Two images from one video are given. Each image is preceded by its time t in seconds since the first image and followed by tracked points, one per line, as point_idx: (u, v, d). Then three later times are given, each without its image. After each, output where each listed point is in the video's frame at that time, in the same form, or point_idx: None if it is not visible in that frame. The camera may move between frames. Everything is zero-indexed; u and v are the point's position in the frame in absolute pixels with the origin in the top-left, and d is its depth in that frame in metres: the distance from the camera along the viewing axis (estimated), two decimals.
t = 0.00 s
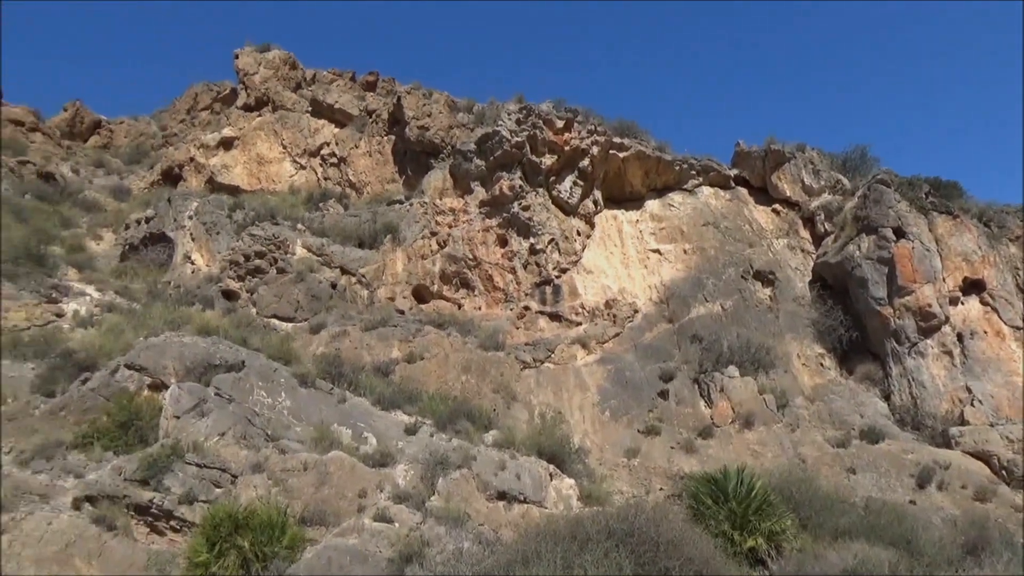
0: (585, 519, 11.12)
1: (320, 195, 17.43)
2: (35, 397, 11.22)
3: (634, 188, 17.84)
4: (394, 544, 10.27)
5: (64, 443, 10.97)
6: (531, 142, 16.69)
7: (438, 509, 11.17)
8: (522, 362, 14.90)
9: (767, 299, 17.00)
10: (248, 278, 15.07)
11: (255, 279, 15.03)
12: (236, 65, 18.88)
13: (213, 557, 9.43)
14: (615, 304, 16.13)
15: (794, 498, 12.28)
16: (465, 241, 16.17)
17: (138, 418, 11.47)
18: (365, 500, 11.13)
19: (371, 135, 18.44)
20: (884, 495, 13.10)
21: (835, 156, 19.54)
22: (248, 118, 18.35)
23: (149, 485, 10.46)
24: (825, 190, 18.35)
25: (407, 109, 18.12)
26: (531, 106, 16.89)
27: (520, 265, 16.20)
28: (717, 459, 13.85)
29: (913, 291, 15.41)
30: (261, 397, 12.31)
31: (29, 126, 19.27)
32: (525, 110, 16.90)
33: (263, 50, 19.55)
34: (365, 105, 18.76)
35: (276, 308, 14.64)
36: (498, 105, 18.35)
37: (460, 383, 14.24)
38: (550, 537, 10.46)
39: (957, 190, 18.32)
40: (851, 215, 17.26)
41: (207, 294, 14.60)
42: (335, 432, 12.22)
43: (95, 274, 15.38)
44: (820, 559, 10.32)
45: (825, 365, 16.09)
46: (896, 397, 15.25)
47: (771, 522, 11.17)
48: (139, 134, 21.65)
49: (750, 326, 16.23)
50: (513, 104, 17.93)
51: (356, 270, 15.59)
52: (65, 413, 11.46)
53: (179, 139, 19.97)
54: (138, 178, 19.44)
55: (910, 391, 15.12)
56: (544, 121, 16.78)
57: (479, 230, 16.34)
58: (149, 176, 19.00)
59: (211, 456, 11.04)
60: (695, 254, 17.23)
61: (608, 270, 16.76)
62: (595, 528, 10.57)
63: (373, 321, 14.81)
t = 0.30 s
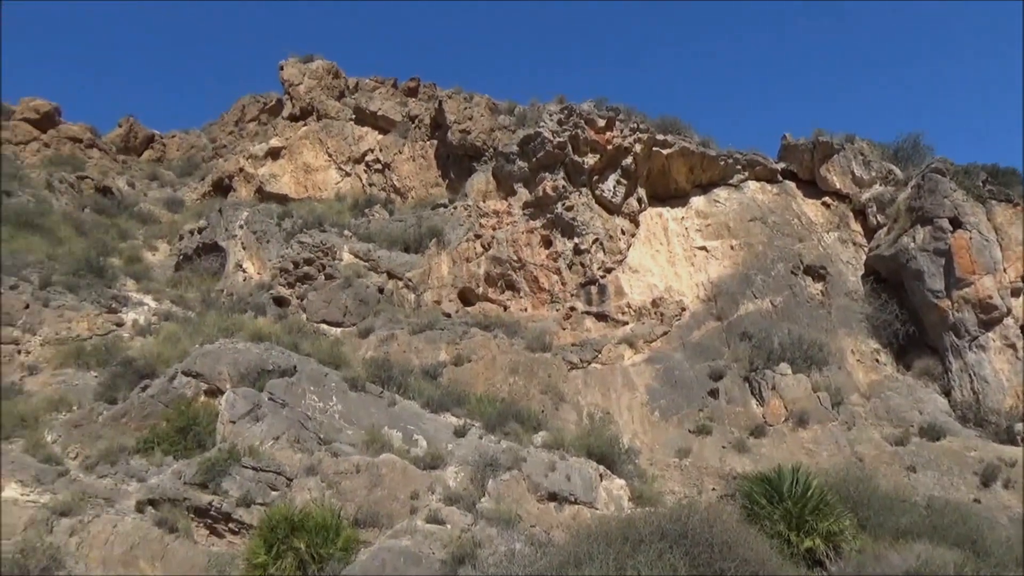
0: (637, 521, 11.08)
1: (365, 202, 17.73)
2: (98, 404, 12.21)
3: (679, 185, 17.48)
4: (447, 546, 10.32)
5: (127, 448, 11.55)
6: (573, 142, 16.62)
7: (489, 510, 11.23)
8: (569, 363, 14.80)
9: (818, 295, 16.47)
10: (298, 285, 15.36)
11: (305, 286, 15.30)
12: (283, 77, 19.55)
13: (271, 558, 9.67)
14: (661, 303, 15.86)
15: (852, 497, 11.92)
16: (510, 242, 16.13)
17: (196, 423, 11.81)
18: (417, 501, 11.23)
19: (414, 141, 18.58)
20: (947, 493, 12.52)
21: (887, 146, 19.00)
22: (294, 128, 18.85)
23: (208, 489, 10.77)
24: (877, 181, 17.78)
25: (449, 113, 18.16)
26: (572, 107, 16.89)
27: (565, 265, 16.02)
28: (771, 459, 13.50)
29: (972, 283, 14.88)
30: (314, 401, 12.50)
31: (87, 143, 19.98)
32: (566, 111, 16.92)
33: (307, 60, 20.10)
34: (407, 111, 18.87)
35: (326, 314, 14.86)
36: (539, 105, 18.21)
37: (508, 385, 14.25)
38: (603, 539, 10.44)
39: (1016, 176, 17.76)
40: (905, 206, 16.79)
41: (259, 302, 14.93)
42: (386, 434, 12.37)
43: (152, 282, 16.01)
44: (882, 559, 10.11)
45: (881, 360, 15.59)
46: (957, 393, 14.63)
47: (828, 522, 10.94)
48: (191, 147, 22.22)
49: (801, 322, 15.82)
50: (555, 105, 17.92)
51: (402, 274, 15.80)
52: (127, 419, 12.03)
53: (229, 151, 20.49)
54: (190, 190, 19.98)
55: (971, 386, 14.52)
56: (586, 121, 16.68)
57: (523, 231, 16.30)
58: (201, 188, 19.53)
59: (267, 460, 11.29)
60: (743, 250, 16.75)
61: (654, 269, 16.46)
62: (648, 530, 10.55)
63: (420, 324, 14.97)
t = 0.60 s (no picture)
0: (697, 521, 11.02)
1: (417, 205, 17.91)
2: (166, 408, 12.58)
3: (731, 179, 16.89)
4: (505, 546, 10.38)
5: (194, 450, 11.89)
6: (622, 141, 16.51)
7: (546, 510, 11.25)
8: (623, 362, 14.64)
9: (880, 288, 15.58)
10: (353, 289, 15.58)
11: (360, 290, 15.51)
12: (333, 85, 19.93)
13: (333, 558, 9.86)
14: (716, 300, 15.41)
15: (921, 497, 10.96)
16: (561, 243, 16.08)
17: (259, 426, 12.07)
18: (474, 502, 11.31)
19: (463, 143, 18.67)
20: None
21: (950, 133, 18.03)
22: (346, 136, 19.23)
23: (271, 490, 11.05)
24: (940, 169, 16.87)
25: (497, 115, 18.27)
26: (621, 104, 16.81)
27: (617, 264, 15.86)
28: (834, 458, 12.95)
29: None
30: (371, 403, 12.69)
31: (149, 156, 20.51)
32: (615, 108, 16.85)
33: (356, 68, 20.51)
34: (456, 115, 19.07)
35: (381, 317, 15.06)
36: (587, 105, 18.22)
37: (563, 385, 14.19)
38: (663, 539, 10.41)
39: None
40: (970, 194, 15.65)
41: (316, 307, 15.19)
42: (442, 436, 12.48)
43: (214, 290, 16.48)
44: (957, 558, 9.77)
45: (948, 355, 14.45)
46: None
47: (896, 522, 10.57)
48: (246, 156, 22.71)
49: (863, 317, 14.94)
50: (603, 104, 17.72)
51: (455, 277, 15.95)
52: (193, 423, 12.36)
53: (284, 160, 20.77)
54: (247, 199, 20.48)
55: None
56: (634, 118, 16.54)
57: (574, 231, 16.20)
58: (257, 197, 20.03)
59: (328, 461, 11.49)
60: (799, 244, 16.03)
61: (708, 265, 15.96)
62: (708, 530, 10.48)
63: (474, 326, 15.06)
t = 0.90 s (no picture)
0: (752, 519, 10.87)
1: (461, 207, 18.06)
2: (222, 411, 12.92)
3: (779, 172, 16.58)
4: (556, 545, 10.39)
5: (250, 451, 12.18)
6: (666, 136, 16.12)
7: (596, 510, 11.24)
8: (671, 360, 14.52)
9: (937, 280, 14.81)
10: (400, 291, 15.78)
11: (406, 292, 15.72)
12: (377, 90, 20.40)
13: (387, 557, 10.05)
14: (765, 295, 15.16)
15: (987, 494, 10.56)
16: (606, 240, 15.98)
17: (312, 427, 12.37)
18: (524, 502, 11.35)
19: (506, 144, 18.78)
20: None
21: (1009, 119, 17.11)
22: (390, 140, 19.73)
23: (325, 490, 11.28)
24: (999, 155, 15.99)
25: (539, 114, 18.24)
26: (664, 100, 16.40)
27: (664, 261, 15.68)
28: (892, 454, 12.52)
29: None
30: (420, 404, 12.83)
31: (201, 166, 21.16)
32: (658, 104, 16.49)
33: (399, 72, 20.98)
34: (498, 116, 19.22)
35: (428, 318, 15.25)
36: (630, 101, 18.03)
37: (610, 383, 14.16)
38: (716, 539, 10.29)
39: None
40: None
41: (364, 309, 15.45)
42: (491, 436, 12.56)
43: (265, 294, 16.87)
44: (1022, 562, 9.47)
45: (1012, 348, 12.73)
46: None
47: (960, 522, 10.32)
48: (294, 163, 23.24)
49: (920, 310, 14.28)
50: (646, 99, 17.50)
51: (501, 277, 16.02)
52: (248, 425, 12.66)
53: (329, 166, 21.41)
54: (296, 206, 20.96)
55: None
56: (678, 114, 16.12)
57: (619, 229, 16.05)
58: (305, 203, 20.51)
59: (379, 461, 11.66)
60: (851, 237, 15.57)
61: (756, 260, 15.69)
62: (764, 530, 10.34)
63: (520, 325, 15.10)
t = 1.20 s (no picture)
0: (815, 517, 10.67)
1: (511, 206, 18.18)
2: (283, 412, 13.18)
3: (835, 161, 16.06)
4: (614, 544, 10.36)
5: (311, 452, 12.44)
6: (716, 128, 15.76)
7: (654, 508, 11.17)
8: (727, 355, 14.26)
9: (1006, 269, 14.15)
10: (452, 291, 15.99)
11: (458, 292, 15.91)
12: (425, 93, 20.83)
13: (445, 555, 10.13)
14: (823, 288, 14.71)
15: None
16: (657, 236, 15.80)
17: (370, 427, 12.58)
18: (581, 499, 11.37)
19: (554, 142, 18.81)
20: None
21: None
22: (438, 142, 20.00)
23: (384, 489, 11.46)
24: None
25: (586, 111, 18.29)
26: (713, 91, 16.04)
27: (717, 255, 15.40)
28: (961, 450, 12.17)
29: None
30: (474, 403, 12.95)
31: (256, 173, 21.80)
32: (707, 95, 16.11)
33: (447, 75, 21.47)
34: (545, 114, 19.38)
35: (480, 318, 15.36)
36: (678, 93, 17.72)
37: (665, 379, 14.05)
38: (779, 537, 10.09)
39: None
40: None
41: (417, 310, 15.69)
42: (546, 434, 12.57)
43: (321, 297, 17.27)
44: None
45: None
46: None
47: None
48: (345, 168, 23.89)
49: (989, 301, 13.70)
50: (695, 91, 17.11)
51: (552, 275, 16.03)
52: (308, 426, 12.89)
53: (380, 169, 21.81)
54: (349, 210, 21.42)
55: None
56: (728, 104, 15.69)
57: (671, 224, 15.85)
58: (357, 207, 20.90)
59: (436, 460, 11.82)
60: (912, 225, 15.03)
61: (814, 252, 15.29)
62: (828, 527, 10.10)
63: (572, 323, 15.10)
